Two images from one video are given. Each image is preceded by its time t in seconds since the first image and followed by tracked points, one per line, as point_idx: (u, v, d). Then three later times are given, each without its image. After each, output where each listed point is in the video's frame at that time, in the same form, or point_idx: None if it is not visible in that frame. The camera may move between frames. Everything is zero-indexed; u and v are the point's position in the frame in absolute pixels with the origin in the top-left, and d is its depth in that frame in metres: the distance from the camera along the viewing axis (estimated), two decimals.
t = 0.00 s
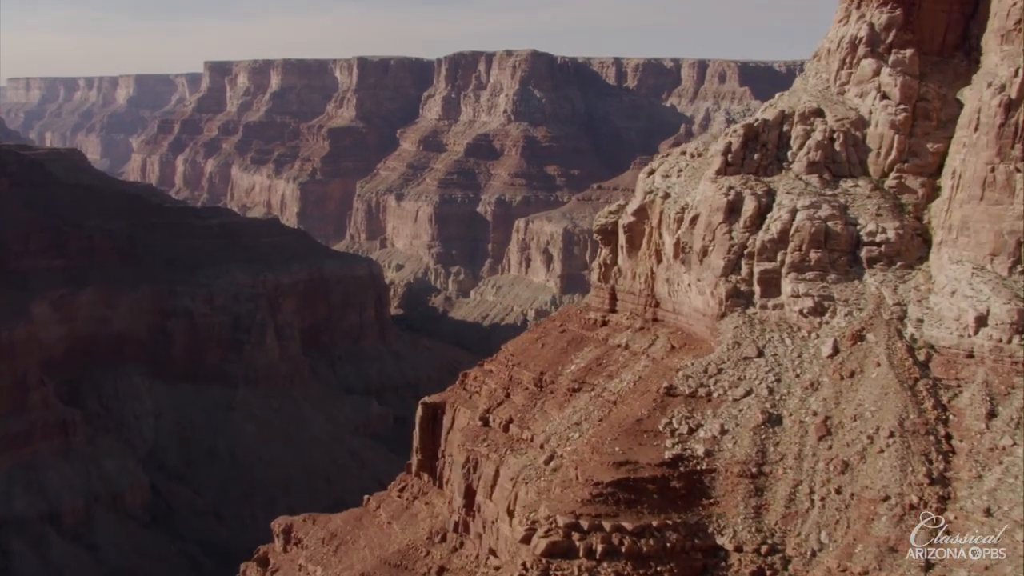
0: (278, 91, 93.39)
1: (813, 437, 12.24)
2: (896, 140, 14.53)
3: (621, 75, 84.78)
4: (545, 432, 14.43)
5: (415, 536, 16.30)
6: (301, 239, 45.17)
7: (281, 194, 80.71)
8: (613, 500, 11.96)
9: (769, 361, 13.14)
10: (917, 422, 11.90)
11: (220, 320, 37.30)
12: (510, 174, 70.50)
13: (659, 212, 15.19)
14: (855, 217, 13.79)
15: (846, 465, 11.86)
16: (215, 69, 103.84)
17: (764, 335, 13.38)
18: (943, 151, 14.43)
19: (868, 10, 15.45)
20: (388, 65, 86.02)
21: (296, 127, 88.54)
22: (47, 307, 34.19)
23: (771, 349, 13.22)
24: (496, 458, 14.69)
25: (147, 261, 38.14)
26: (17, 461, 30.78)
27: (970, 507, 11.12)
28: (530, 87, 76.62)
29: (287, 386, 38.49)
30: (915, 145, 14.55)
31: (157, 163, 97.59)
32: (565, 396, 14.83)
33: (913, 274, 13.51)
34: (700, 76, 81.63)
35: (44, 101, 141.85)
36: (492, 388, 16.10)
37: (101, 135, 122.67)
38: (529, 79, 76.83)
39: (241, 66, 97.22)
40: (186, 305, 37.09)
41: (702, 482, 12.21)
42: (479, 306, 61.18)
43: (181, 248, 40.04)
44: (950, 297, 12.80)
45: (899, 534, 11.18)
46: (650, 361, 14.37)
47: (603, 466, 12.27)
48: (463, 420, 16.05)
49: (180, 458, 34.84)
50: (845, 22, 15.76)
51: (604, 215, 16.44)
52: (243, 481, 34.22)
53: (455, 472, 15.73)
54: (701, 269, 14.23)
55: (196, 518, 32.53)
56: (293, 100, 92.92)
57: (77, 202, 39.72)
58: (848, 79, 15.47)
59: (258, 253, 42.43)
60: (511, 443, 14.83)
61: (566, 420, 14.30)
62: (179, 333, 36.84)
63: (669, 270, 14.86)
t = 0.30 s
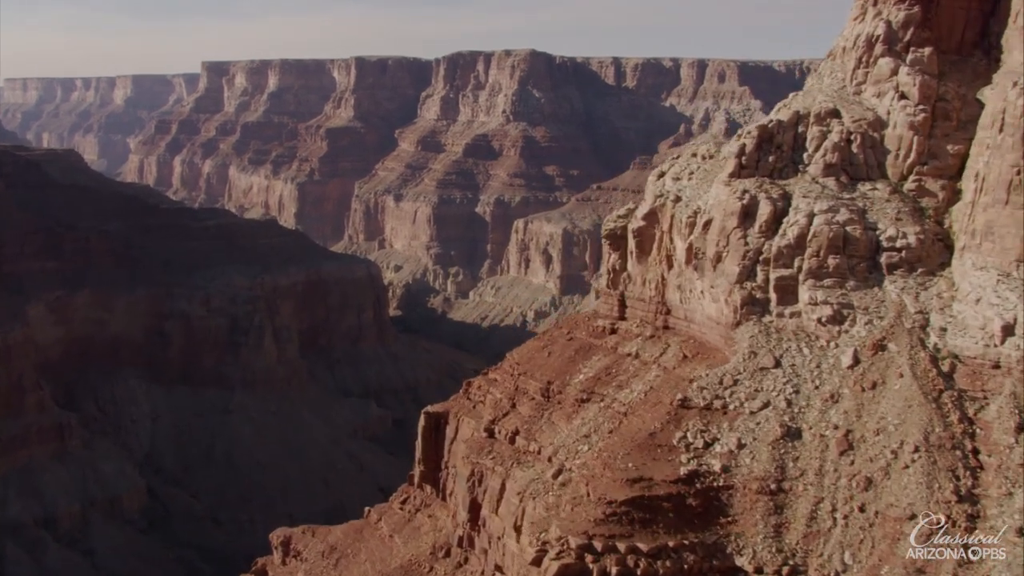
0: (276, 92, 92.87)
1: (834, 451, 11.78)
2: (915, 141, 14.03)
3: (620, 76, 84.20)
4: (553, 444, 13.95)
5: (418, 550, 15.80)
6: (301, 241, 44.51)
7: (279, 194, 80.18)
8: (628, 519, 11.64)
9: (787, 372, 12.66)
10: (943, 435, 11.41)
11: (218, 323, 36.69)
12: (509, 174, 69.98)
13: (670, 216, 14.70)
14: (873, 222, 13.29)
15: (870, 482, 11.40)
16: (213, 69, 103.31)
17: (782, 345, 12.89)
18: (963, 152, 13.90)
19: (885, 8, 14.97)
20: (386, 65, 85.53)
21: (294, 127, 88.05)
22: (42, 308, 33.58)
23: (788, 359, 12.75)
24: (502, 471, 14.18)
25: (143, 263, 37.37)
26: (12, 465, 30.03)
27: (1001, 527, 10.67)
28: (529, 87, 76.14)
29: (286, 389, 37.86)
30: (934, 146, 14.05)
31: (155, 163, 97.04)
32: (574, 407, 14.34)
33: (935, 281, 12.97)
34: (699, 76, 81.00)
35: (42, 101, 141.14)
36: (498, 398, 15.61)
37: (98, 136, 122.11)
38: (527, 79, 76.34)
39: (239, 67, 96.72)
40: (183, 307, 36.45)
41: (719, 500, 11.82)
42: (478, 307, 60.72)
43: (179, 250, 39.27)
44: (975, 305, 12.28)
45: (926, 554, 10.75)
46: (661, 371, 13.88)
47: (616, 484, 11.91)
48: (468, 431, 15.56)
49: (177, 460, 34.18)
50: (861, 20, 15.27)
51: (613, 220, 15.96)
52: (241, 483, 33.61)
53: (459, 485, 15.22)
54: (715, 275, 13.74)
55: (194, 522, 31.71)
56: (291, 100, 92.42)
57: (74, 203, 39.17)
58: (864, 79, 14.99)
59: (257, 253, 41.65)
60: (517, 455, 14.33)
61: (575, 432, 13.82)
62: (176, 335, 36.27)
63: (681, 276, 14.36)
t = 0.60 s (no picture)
0: (274, 92, 92.25)
1: (860, 470, 11.25)
2: (938, 143, 13.47)
3: (620, 76, 83.50)
4: (562, 460, 13.38)
5: (422, 567, 15.24)
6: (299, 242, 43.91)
7: (278, 195, 79.60)
8: (645, 542, 11.17)
9: (808, 386, 12.12)
10: (976, 454, 10.88)
11: (216, 326, 36.14)
12: (509, 174, 69.40)
13: (684, 221, 14.15)
14: (897, 228, 12.72)
15: (899, 502, 10.87)
16: (211, 70, 102.71)
17: (802, 357, 12.34)
18: (989, 155, 13.35)
19: (906, 6, 14.44)
20: (385, 65, 84.93)
21: (292, 128, 87.52)
22: (39, 311, 32.80)
23: (809, 372, 12.20)
24: (509, 487, 13.61)
25: (141, 264, 36.71)
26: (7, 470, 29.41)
27: None
28: (529, 87, 75.58)
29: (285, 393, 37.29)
30: (958, 148, 13.50)
31: (152, 164, 96.40)
32: (584, 420, 13.78)
33: (961, 289, 12.40)
34: (700, 76, 80.11)
35: (39, 102, 140.32)
36: (505, 410, 15.05)
37: (96, 138, 121.47)
38: (527, 79, 75.78)
39: (237, 67, 96.06)
40: (181, 309, 35.75)
41: (740, 522, 11.30)
42: (478, 308, 60.21)
43: (177, 251, 38.61)
44: (1006, 316, 11.73)
45: None
46: (675, 383, 13.32)
47: (633, 506, 11.47)
48: (473, 445, 14.99)
49: (175, 463, 33.50)
50: (881, 18, 14.73)
51: (624, 226, 15.42)
52: (239, 488, 32.88)
53: (464, 501, 14.65)
54: (732, 284, 13.18)
55: (191, 526, 31.04)
56: (289, 100, 91.82)
57: (71, 204, 38.52)
58: (885, 79, 14.45)
59: (256, 254, 40.99)
60: (525, 471, 13.76)
61: (586, 447, 13.27)
62: (174, 337, 35.41)
63: (696, 284, 13.80)
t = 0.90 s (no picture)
0: (272, 92, 91.70)
1: (885, 489, 10.77)
2: (961, 146, 12.95)
3: (619, 76, 82.79)
4: (571, 475, 12.88)
5: None
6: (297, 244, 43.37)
7: (276, 195, 79.06)
8: (662, 566, 10.69)
9: (829, 399, 11.63)
10: (1007, 471, 10.43)
11: (213, 330, 35.58)
12: (508, 174, 68.89)
13: (697, 227, 13.68)
14: (919, 234, 12.20)
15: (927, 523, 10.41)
16: (209, 70, 102.16)
17: (823, 368, 11.84)
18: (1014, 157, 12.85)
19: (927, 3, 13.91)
20: (384, 65, 84.36)
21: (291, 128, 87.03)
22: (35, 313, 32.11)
23: (830, 385, 11.70)
24: (516, 503, 13.10)
25: (138, 266, 36.14)
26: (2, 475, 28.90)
27: None
28: (528, 87, 75.08)
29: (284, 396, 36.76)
30: (982, 151, 13.00)
31: (150, 164, 95.82)
32: (594, 434, 13.27)
33: (987, 298, 11.92)
34: (699, 76, 79.23)
35: (37, 102, 139.69)
36: (511, 422, 14.54)
37: (94, 138, 120.88)
38: (526, 79, 75.27)
39: (235, 67, 95.45)
40: (178, 312, 35.10)
41: (760, 543, 10.81)
42: (478, 309, 59.71)
43: (174, 253, 38.05)
44: None
45: None
46: (688, 395, 12.83)
47: (649, 527, 10.99)
48: (479, 458, 14.48)
49: (172, 468, 32.81)
50: (900, 16, 14.19)
51: (634, 231, 14.92)
52: (238, 492, 32.30)
53: (469, 516, 14.13)
54: (748, 292, 12.69)
55: (189, 532, 30.56)
56: (287, 100, 91.27)
57: (68, 205, 37.93)
58: (903, 79, 13.94)
59: (255, 256, 40.39)
60: (532, 486, 13.25)
61: (595, 462, 12.77)
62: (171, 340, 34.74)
63: (710, 291, 13.30)
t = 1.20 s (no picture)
0: (271, 92, 91.17)
1: (913, 508, 10.28)
2: (985, 148, 12.42)
3: (619, 76, 82.05)
4: (580, 491, 12.38)
5: None
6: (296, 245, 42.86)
7: (275, 196, 78.56)
8: None
9: (851, 414, 11.14)
10: None
11: (212, 331, 34.52)
12: (508, 175, 68.37)
13: (711, 232, 13.20)
14: (942, 239, 11.67)
15: (958, 545, 9.93)
16: (208, 70, 101.66)
17: (845, 380, 11.35)
18: None
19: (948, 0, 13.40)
20: (383, 65, 83.81)
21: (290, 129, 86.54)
22: (31, 316, 31.52)
23: (853, 399, 11.21)
24: (523, 521, 12.59)
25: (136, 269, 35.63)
26: None
27: None
28: (528, 87, 74.54)
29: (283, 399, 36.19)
30: (1007, 153, 12.49)
31: (148, 165, 95.29)
32: (604, 447, 12.78)
33: (1015, 308, 11.41)
34: (699, 76, 78.34)
35: (35, 102, 139.11)
36: (518, 435, 14.03)
37: (92, 138, 120.33)
38: (526, 79, 74.73)
39: (233, 67, 94.91)
40: (175, 315, 34.31)
41: (782, 565, 10.32)
42: (478, 311, 59.17)
43: (171, 255, 37.52)
44: None
45: None
46: (703, 409, 12.34)
47: (665, 551, 10.51)
48: (484, 472, 13.98)
49: (170, 473, 32.09)
50: (920, 14, 13.68)
51: (644, 238, 14.42)
52: (236, 495, 31.66)
53: (474, 532, 13.62)
54: (765, 300, 12.19)
55: (187, 537, 30.05)
56: (286, 100, 90.75)
57: (65, 207, 37.38)
58: (924, 79, 13.44)
59: (252, 257, 39.87)
60: (541, 502, 12.75)
61: (606, 477, 12.27)
62: (168, 343, 33.84)
63: (726, 299, 12.80)
